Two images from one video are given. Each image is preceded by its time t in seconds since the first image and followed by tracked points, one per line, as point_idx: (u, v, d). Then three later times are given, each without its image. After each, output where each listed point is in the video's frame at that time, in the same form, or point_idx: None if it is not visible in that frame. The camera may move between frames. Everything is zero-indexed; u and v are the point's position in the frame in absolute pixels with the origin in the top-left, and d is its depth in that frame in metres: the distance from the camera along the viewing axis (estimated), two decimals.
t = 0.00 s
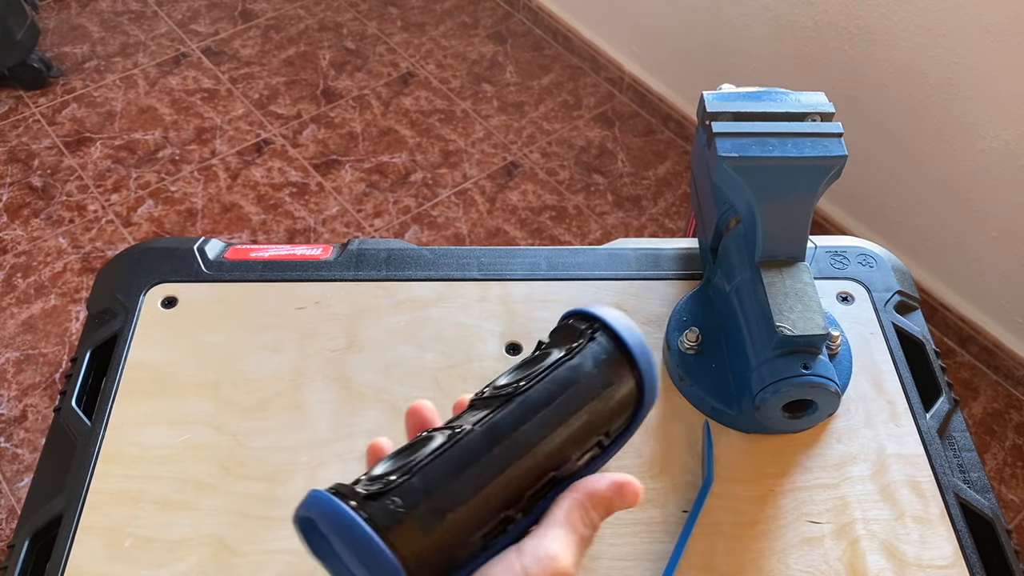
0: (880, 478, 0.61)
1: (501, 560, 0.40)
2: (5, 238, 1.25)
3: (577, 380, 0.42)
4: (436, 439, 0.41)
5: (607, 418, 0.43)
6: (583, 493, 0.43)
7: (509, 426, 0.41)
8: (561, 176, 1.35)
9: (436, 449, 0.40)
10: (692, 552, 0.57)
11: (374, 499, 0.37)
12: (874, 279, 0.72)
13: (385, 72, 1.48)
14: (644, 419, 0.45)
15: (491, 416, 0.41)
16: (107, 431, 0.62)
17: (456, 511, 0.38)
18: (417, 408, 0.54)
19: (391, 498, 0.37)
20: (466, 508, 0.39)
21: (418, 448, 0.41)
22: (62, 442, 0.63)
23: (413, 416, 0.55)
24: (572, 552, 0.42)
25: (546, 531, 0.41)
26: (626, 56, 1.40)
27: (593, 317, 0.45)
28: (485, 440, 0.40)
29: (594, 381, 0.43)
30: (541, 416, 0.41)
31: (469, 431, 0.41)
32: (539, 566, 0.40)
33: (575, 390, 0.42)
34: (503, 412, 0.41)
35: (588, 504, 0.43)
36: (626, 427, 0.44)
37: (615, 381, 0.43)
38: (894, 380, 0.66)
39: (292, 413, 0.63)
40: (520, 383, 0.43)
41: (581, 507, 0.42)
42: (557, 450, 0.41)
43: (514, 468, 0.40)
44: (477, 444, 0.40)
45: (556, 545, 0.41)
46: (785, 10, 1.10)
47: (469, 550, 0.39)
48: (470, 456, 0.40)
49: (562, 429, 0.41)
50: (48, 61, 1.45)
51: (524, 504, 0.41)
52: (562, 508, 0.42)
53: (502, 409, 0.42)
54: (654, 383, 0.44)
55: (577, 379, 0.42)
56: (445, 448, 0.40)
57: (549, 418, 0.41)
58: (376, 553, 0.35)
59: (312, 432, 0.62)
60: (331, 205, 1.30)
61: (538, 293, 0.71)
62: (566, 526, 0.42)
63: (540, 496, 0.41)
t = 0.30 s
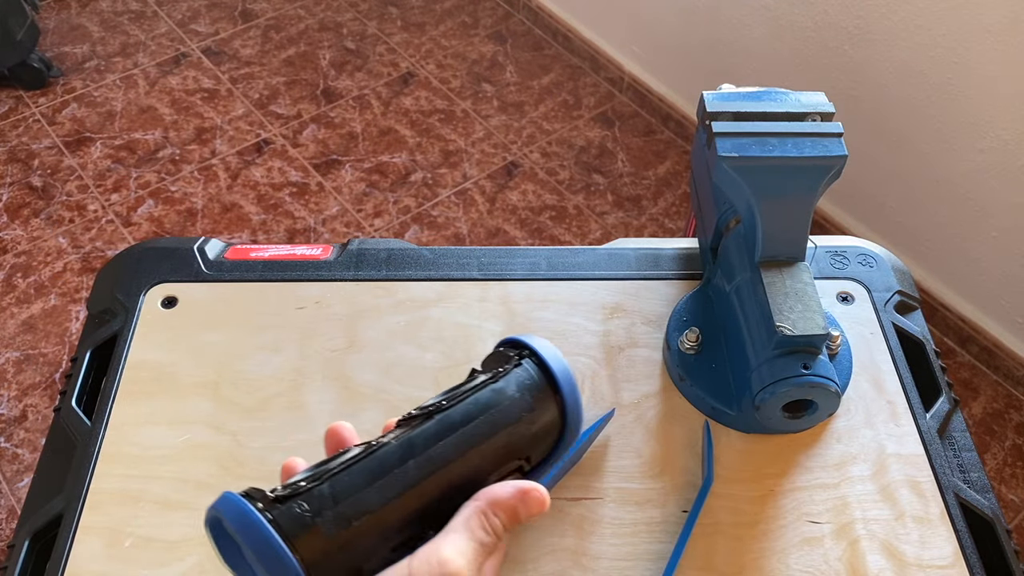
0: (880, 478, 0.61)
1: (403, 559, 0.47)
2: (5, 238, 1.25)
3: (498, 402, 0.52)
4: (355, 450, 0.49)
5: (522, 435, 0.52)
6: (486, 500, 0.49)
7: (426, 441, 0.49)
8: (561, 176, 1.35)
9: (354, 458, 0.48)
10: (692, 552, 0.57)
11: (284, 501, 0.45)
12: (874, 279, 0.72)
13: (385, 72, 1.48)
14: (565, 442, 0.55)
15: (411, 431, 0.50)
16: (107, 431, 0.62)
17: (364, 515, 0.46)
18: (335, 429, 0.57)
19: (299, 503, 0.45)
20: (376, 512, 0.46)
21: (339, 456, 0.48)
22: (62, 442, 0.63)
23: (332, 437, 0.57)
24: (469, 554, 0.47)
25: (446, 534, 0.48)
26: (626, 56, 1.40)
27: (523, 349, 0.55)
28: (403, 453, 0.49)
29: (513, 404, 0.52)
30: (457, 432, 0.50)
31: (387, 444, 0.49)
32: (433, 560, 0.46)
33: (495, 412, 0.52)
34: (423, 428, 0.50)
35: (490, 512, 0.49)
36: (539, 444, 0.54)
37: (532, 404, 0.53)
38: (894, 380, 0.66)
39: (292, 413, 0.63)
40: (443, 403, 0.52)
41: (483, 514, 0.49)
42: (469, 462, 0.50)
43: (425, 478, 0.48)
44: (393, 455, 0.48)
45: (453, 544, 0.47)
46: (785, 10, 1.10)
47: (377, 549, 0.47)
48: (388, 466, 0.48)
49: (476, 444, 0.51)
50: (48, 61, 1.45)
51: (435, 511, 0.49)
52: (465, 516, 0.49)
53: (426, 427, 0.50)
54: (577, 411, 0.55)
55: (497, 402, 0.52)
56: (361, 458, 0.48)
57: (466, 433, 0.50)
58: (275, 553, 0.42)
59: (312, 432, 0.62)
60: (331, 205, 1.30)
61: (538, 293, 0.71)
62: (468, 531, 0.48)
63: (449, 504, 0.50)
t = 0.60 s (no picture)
0: (880, 478, 0.61)
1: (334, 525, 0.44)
2: (5, 238, 1.25)
3: (436, 370, 0.49)
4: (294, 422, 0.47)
5: (465, 399, 0.49)
6: (420, 460, 0.46)
7: (362, 410, 0.47)
8: (561, 176, 1.35)
9: (290, 429, 0.46)
10: (692, 552, 0.57)
11: (222, 470, 0.43)
12: (874, 279, 0.72)
13: (385, 73, 1.48)
14: (517, 409, 0.52)
15: (348, 402, 0.48)
16: (107, 431, 0.62)
17: (300, 479, 0.44)
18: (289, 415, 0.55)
19: (238, 469, 0.43)
20: (312, 478, 0.44)
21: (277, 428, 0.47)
22: (62, 442, 0.63)
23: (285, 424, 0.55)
24: (407, 514, 0.44)
25: (380, 495, 0.45)
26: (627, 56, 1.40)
27: (465, 318, 0.52)
28: (337, 421, 0.46)
29: (452, 370, 0.49)
30: (394, 399, 0.48)
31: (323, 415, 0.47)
32: (366, 518, 0.43)
33: (434, 380, 0.49)
34: (360, 397, 0.48)
35: (428, 471, 0.46)
36: (488, 414, 0.50)
37: (472, 368, 0.50)
38: (894, 380, 0.66)
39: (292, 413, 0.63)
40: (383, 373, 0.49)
41: (419, 473, 0.45)
42: (409, 429, 0.47)
43: (363, 444, 0.46)
44: (329, 424, 0.46)
45: (387, 504, 0.44)
46: (785, 10, 1.10)
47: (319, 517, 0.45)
48: (323, 433, 0.46)
49: (415, 410, 0.48)
50: (48, 61, 1.45)
51: (377, 480, 0.47)
52: (400, 476, 0.46)
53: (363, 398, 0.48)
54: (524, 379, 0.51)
55: (437, 370, 0.49)
56: (297, 428, 0.46)
57: (403, 400, 0.48)
58: (214, 517, 0.40)
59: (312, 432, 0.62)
60: (331, 205, 1.30)
61: (538, 293, 0.71)
62: (404, 491, 0.45)
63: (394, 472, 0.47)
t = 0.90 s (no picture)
0: (880, 478, 0.61)
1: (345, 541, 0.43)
2: (5, 238, 1.25)
3: (444, 371, 0.48)
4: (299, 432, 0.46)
5: (475, 401, 0.48)
6: (435, 473, 0.45)
7: (368, 416, 0.46)
8: (561, 176, 1.35)
9: (294, 439, 0.45)
10: (692, 552, 0.57)
11: (224, 486, 0.42)
12: (874, 279, 0.72)
13: (385, 73, 1.48)
14: (531, 408, 0.51)
15: (353, 408, 0.47)
16: (107, 431, 0.62)
17: (306, 492, 0.43)
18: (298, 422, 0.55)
19: (240, 484, 0.42)
20: (318, 491, 0.43)
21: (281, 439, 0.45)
22: (62, 442, 0.63)
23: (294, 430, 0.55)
24: (420, 530, 0.44)
25: (393, 511, 0.44)
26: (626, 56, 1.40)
27: (473, 314, 0.51)
28: (343, 429, 0.45)
29: (461, 371, 0.48)
30: (403, 403, 0.47)
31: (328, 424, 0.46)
32: (379, 538, 0.42)
33: (442, 382, 0.47)
34: (366, 403, 0.47)
35: (443, 484, 0.45)
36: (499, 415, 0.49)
37: (482, 368, 0.48)
38: (894, 380, 0.66)
39: (292, 413, 0.63)
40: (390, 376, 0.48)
41: (433, 486, 0.44)
42: (417, 435, 0.46)
43: (371, 454, 0.45)
44: (335, 432, 0.45)
45: (400, 521, 0.43)
46: (785, 10, 1.10)
47: (327, 529, 0.44)
48: (329, 443, 0.45)
49: (424, 414, 0.47)
50: (48, 61, 1.45)
51: (387, 489, 0.46)
52: (413, 491, 0.44)
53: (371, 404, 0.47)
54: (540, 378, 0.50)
55: (445, 371, 0.48)
56: (302, 438, 0.45)
57: (412, 404, 0.47)
58: (215, 535, 0.40)
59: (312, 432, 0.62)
60: (331, 204, 1.30)
61: (538, 293, 0.71)
62: (417, 506, 0.44)
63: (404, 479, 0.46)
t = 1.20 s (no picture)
0: (880, 478, 0.61)
1: None
2: (6, 238, 1.25)
3: (477, 371, 0.40)
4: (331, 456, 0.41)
5: (515, 404, 0.40)
6: (495, 518, 0.45)
7: (398, 434, 0.40)
8: (561, 176, 1.35)
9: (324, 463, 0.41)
10: (692, 552, 0.57)
11: (257, 521, 0.39)
12: (874, 279, 0.72)
13: (385, 73, 1.48)
14: (583, 407, 0.41)
15: (384, 425, 0.41)
16: (107, 431, 0.62)
17: (341, 520, 0.39)
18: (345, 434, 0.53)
19: (273, 518, 0.39)
20: (355, 516, 0.39)
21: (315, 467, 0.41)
22: (62, 442, 0.63)
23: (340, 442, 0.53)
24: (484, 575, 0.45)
25: (460, 560, 0.44)
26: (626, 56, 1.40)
27: (503, 307, 0.42)
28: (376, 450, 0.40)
29: (495, 371, 0.40)
30: (433, 416, 0.40)
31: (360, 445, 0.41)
32: None
33: (475, 385, 0.40)
34: (396, 418, 0.41)
35: (503, 525, 0.45)
36: (545, 417, 0.41)
37: (516, 366, 0.40)
38: (894, 379, 0.66)
39: (292, 413, 0.63)
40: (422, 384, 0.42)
41: (495, 532, 0.45)
42: (453, 449, 0.40)
43: (406, 474, 0.40)
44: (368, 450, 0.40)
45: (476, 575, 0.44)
46: (784, 11, 1.10)
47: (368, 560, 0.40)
48: (359, 466, 0.40)
49: (460, 425, 0.40)
50: (48, 61, 1.45)
51: (425, 507, 0.41)
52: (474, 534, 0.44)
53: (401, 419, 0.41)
54: (579, 368, 0.40)
55: (477, 371, 0.40)
56: (331, 464, 0.40)
57: (443, 416, 0.40)
58: None
59: (312, 432, 0.62)
60: (331, 205, 1.30)
61: (537, 293, 0.71)
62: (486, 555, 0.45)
63: (445, 498, 0.41)
